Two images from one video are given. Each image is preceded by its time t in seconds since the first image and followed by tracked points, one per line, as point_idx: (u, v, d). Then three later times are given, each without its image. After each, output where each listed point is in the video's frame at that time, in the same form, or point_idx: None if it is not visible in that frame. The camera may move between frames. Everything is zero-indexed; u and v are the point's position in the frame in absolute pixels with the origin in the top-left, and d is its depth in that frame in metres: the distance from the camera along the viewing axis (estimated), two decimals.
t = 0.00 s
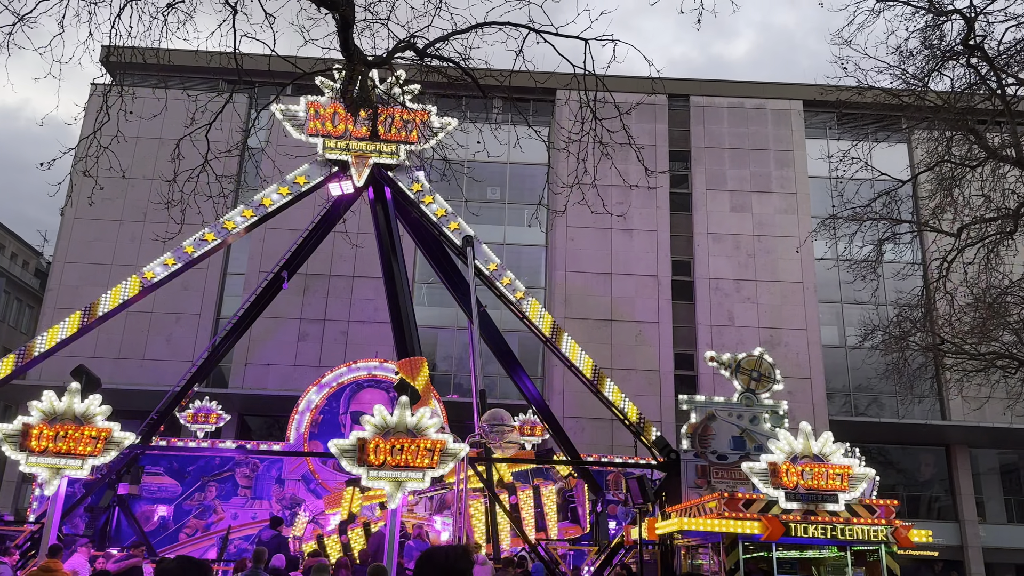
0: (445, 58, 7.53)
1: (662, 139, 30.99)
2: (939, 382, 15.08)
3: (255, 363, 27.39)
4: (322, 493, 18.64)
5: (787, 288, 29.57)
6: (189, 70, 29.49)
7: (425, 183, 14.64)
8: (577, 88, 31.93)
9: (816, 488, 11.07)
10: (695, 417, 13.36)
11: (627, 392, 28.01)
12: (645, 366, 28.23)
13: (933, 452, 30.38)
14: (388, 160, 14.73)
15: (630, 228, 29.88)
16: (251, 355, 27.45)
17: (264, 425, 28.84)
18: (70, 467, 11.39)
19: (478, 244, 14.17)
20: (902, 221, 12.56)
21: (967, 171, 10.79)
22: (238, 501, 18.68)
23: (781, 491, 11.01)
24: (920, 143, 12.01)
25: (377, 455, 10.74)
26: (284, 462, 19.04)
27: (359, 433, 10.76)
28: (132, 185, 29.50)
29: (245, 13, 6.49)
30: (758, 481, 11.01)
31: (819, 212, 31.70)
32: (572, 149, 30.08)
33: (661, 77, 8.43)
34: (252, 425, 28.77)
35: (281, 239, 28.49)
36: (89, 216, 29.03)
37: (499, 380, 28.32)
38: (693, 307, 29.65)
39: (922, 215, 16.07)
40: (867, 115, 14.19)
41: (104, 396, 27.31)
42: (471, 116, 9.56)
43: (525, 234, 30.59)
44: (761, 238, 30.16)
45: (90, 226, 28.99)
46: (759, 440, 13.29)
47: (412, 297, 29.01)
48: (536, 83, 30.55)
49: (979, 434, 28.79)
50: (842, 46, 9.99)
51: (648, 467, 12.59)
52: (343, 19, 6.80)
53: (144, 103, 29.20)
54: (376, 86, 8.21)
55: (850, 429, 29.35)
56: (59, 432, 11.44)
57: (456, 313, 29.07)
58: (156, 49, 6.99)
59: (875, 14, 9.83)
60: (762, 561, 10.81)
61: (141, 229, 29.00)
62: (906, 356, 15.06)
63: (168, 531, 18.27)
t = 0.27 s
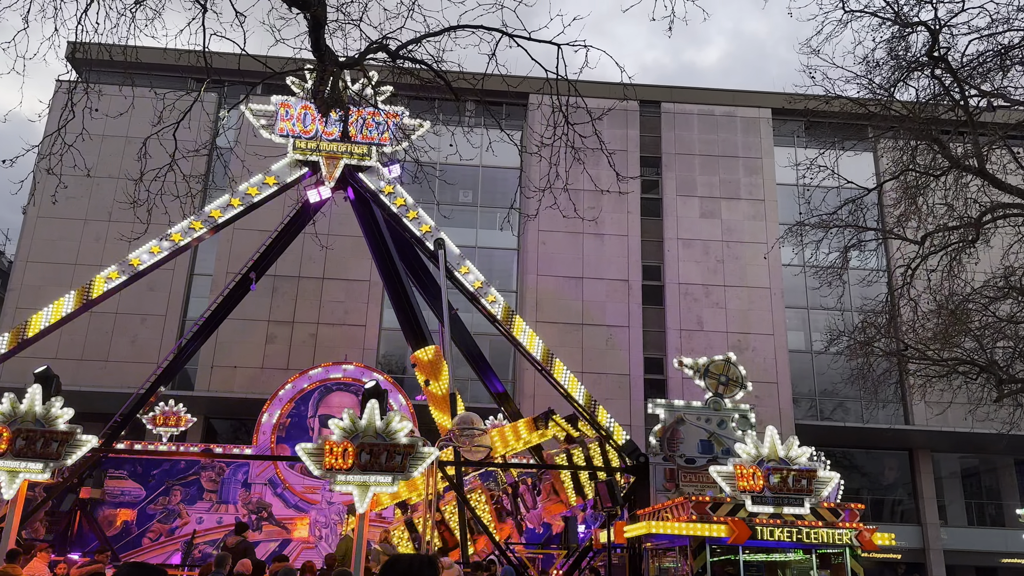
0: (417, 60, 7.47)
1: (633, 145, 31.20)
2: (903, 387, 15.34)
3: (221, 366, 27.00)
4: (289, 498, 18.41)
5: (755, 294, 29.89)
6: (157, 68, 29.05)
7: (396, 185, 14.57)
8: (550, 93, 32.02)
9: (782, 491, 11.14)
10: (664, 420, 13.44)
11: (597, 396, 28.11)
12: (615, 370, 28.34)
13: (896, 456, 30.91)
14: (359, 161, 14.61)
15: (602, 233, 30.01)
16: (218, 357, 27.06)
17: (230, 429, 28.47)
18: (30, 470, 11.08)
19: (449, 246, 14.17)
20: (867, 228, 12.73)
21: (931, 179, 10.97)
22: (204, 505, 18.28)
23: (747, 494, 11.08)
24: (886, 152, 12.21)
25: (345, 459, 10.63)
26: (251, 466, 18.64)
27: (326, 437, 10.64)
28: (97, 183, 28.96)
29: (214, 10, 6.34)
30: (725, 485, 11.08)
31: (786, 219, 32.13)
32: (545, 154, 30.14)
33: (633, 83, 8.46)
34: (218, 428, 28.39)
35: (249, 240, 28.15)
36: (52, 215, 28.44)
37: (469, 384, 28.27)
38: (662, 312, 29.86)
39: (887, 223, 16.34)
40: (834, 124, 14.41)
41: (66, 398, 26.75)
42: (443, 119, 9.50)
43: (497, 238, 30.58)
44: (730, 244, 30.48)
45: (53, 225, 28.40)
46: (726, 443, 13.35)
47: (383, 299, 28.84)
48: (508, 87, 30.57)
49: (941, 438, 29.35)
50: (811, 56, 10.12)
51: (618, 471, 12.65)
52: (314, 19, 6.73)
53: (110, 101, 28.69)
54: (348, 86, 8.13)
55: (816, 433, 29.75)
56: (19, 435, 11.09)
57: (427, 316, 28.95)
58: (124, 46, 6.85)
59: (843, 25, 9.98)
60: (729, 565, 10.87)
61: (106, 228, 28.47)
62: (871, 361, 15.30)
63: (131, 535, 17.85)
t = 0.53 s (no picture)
0: (399, 64, 7.44)
1: (614, 150, 31.33)
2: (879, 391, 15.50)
3: (199, 370, 26.71)
4: (267, 504, 18.26)
5: (734, 299, 30.07)
6: (134, 69, 28.76)
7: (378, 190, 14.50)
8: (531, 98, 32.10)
9: (760, 495, 11.17)
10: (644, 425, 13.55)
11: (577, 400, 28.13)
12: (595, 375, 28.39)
13: (874, 460, 31.21)
14: (340, 165, 14.54)
15: (582, 237, 30.08)
16: (195, 361, 26.77)
17: (208, 434, 28.17)
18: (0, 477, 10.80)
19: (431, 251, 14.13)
20: (845, 234, 12.81)
21: (907, 186, 11.09)
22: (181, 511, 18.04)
23: (727, 498, 11.10)
24: (863, 159, 12.34)
25: (324, 464, 10.56)
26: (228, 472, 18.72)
27: (305, 442, 10.58)
28: (73, 186, 28.59)
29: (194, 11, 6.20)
30: (704, 489, 11.06)
31: (765, 225, 32.39)
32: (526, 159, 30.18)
33: (615, 89, 8.48)
34: (195, 433, 28.08)
35: (228, 244, 27.92)
36: (27, 218, 28.03)
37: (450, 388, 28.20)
38: (643, 317, 29.97)
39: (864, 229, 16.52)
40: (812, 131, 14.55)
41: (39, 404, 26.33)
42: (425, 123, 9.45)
43: (478, 242, 30.55)
44: (709, 249, 30.67)
45: (27, 228, 27.99)
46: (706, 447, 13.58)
47: (363, 303, 28.70)
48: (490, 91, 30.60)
49: (917, 442, 29.67)
50: (791, 63, 10.20)
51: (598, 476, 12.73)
52: (295, 22, 6.68)
53: (87, 102, 28.37)
54: (328, 90, 8.08)
55: (794, 437, 29.97)
56: None
57: (407, 320, 28.83)
58: (101, 48, 6.75)
59: (822, 33, 10.08)
60: (708, 569, 10.88)
61: (82, 231, 28.10)
62: (848, 366, 15.44)
63: (106, 543, 17.50)
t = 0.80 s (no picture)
0: (387, 69, 7.43)
1: (603, 155, 31.40)
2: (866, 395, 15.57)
3: (186, 376, 26.55)
4: (255, 510, 18.09)
5: (723, 303, 30.18)
6: (121, 74, 28.60)
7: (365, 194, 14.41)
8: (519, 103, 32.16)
9: (749, 499, 11.23)
10: (633, 429, 13.50)
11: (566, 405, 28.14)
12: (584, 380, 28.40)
13: (861, 463, 31.35)
14: (328, 169, 14.50)
15: (571, 242, 30.11)
16: (182, 367, 26.61)
17: (195, 440, 28.02)
18: None
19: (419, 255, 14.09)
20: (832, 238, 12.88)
21: (893, 191, 11.15)
22: (169, 518, 17.94)
23: (716, 502, 11.20)
24: (850, 163, 12.41)
25: (313, 470, 10.47)
26: (215, 478, 18.42)
27: (293, 449, 10.44)
28: (59, 190, 28.39)
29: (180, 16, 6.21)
30: (694, 493, 11.19)
31: (753, 230, 32.53)
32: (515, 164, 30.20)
33: (604, 94, 8.49)
34: (182, 439, 27.92)
35: (216, 249, 27.78)
36: (12, 223, 27.82)
37: (439, 394, 28.15)
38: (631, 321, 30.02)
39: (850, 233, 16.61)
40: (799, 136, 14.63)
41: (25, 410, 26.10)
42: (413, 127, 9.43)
43: (467, 247, 30.54)
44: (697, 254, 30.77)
45: (13, 233, 27.77)
46: (695, 451, 13.41)
47: (352, 309, 28.61)
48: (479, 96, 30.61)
49: (904, 445, 29.83)
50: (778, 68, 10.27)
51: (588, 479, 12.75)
52: (283, 27, 6.66)
53: (73, 107, 28.19)
54: (316, 95, 8.05)
55: (782, 441, 30.07)
56: None
57: (396, 325, 28.76)
58: (88, 53, 6.71)
59: (809, 40, 10.14)
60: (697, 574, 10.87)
61: (68, 236, 27.90)
62: (836, 369, 15.50)
63: (92, 551, 17.48)
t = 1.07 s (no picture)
0: (382, 75, 7.44)
1: (597, 159, 31.46)
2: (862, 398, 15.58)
3: (181, 382, 26.47)
4: (250, 517, 17.98)
5: (718, 307, 30.22)
6: (116, 80, 28.58)
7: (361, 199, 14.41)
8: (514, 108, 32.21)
9: (744, 503, 11.23)
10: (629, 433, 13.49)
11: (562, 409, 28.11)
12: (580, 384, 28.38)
13: (857, 466, 31.38)
14: (323, 175, 14.45)
15: (567, 246, 30.13)
16: (177, 373, 26.53)
17: (190, 446, 27.94)
18: None
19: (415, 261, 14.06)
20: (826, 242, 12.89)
21: (887, 194, 11.18)
22: (165, 524, 17.84)
23: (712, 506, 11.17)
24: (844, 167, 12.45)
25: (308, 476, 10.43)
26: (210, 484, 18.27)
27: (289, 455, 10.42)
28: (53, 196, 28.33)
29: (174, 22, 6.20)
30: (691, 498, 11.11)
31: (747, 233, 32.59)
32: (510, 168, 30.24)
33: (599, 98, 8.53)
34: (177, 446, 27.82)
35: (211, 254, 27.72)
36: (6, 229, 27.75)
37: (435, 398, 28.12)
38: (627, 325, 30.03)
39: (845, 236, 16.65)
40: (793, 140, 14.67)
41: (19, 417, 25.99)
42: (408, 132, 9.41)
43: (463, 252, 30.54)
44: (692, 258, 30.82)
45: (7, 239, 27.69)
46: (691, 456, 13.52)
47: (347, 314, 28.57)
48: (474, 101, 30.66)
49: (900, 448, 29.87)
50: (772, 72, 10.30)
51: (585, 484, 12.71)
52: (278, 32, 6.67)
53: (68, 113, 28.15)
54: (311, 100, 8.06)
55: (779, 444, 30.09)
56: None
57: (392, 330, 28.73)
58: (82, 58, 6.71)
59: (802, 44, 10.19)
60: None
61: (62, 242, 27.83)
62: (831, 373, 15.52)
63: (87, 557, 17.44)
